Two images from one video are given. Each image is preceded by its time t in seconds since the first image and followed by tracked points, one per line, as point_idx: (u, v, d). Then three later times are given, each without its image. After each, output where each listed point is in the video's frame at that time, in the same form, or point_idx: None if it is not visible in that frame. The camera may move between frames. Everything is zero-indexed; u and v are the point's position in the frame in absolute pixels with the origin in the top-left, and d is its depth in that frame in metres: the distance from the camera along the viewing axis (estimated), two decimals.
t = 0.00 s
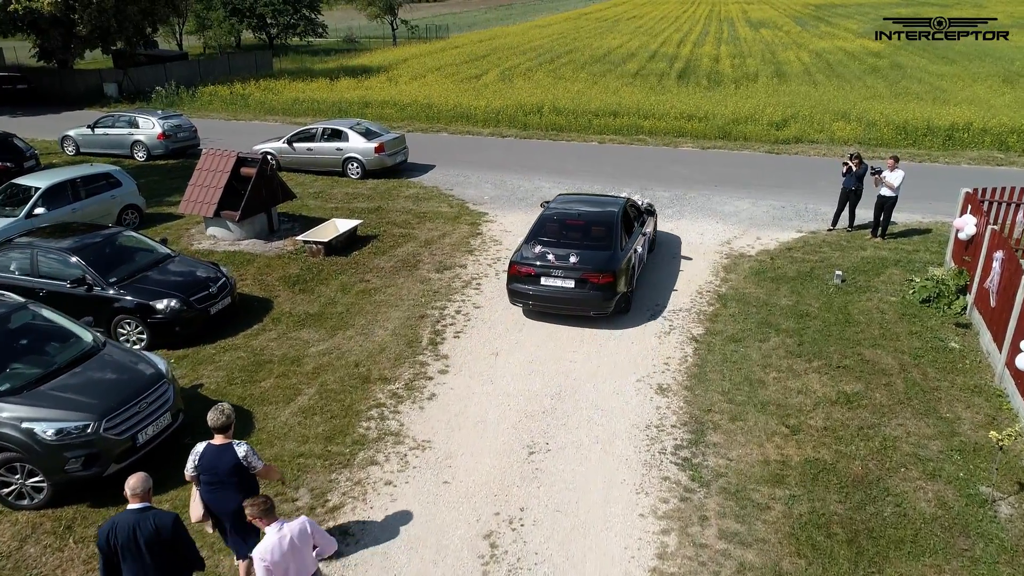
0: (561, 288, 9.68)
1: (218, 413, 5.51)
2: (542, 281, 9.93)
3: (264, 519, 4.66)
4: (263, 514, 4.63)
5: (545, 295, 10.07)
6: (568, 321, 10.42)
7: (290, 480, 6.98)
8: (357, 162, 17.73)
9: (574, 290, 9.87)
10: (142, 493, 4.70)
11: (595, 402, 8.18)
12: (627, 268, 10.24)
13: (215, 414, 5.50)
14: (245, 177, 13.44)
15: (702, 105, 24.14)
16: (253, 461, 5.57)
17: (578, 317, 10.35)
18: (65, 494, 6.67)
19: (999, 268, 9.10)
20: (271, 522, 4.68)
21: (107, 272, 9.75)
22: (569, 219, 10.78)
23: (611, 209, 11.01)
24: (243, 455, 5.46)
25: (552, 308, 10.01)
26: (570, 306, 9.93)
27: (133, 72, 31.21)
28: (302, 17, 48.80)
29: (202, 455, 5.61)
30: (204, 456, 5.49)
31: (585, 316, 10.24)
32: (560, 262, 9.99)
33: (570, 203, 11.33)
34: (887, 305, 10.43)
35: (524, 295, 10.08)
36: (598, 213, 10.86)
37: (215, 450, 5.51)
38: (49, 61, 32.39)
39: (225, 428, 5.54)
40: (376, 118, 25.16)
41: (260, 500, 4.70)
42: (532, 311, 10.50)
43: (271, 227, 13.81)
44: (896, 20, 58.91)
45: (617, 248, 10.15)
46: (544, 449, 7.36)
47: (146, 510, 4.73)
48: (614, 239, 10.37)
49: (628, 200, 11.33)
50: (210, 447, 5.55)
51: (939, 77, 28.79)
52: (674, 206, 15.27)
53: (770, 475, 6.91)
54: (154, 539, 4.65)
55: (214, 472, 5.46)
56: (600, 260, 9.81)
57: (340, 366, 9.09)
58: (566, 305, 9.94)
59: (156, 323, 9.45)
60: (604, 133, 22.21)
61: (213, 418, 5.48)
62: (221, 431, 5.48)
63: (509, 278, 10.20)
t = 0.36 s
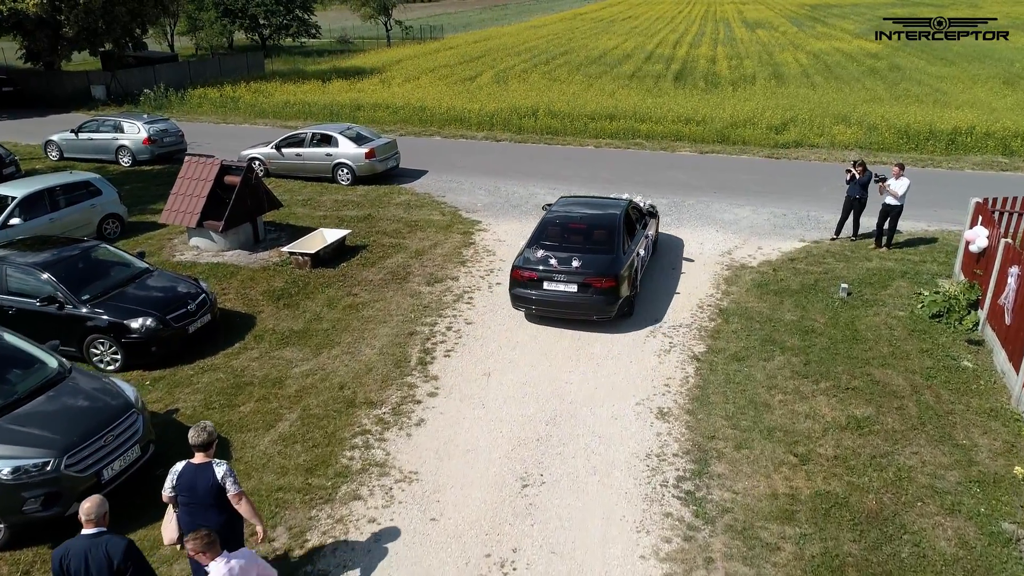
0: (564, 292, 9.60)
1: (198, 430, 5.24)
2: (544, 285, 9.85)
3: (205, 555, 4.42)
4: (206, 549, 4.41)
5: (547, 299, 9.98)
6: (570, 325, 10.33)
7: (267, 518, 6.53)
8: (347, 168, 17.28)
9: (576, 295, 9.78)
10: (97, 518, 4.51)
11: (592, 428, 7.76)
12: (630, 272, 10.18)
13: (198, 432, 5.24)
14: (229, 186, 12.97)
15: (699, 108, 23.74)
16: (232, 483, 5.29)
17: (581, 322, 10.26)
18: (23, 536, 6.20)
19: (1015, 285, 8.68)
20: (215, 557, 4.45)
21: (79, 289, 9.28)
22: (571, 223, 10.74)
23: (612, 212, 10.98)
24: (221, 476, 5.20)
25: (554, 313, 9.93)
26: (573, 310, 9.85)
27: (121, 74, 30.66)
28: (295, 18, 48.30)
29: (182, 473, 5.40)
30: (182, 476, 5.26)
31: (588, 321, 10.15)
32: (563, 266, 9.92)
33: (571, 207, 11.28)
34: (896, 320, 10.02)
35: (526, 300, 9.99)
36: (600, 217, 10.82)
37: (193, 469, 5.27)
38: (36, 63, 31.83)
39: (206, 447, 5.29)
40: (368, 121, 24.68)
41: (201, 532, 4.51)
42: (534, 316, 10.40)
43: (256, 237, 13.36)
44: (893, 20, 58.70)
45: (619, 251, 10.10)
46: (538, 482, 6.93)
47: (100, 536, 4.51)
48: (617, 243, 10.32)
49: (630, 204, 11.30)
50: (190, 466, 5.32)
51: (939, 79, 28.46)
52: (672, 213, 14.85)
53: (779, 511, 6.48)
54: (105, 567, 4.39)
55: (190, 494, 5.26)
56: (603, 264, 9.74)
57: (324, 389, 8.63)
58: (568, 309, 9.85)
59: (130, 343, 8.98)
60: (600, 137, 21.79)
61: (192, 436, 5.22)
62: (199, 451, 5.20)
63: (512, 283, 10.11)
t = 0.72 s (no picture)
0: (573, 298, 9.50)
1: (183, 455, 5.08)
2: (553, 291, 9.75)
3: None
4: None
5: (556, 305, 9.88)
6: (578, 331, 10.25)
7: (243, 565, 6.03)
8: (342, 175, 16.81)
9: (585, 301, 9.68)
10: (71, 552, 4.21)
11: (594, 461, 7.27)
12: (638, 277, 10.09)
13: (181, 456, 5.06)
14: (217, 196, 12.47)
15: (702, 112, 23.29)
16: (224, 501, 5.26)
17: (589, 327, 10.17)
18: None
19: None
20: None
21: (53, 309, 8.80)
22: (579, 228, 10.67)
23: (620, 218, 10.90)
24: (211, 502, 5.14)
25: (563, 319, 9.84)
26: (582, 316, 9.75)
27: (115, 76, 30.19)
28: (293, 19, 47.85)
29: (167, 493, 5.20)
30: (168, 501, 5.12)
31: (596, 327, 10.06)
32: (571, 271, 9.83)
33: (577, 212, 11.19)
34: (913, 339, 9.53)
35: (534, 306, 9.88)
36: (607, 222, 10.74)
37: (179, 494, 5.14)
38: (29, 66, 31.39)
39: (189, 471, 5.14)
40: (364, 125, 24.19)
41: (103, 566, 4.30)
42: (542, 322, 10.30)
43: (245, 248, 12.89)
44: (896, 20, 58.23)
45: (628, 257, 10.01)
46: (536, 523, 6.43)
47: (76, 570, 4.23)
48: (625, 248, 10.24)
49: (637, 209, 11.22)
50: (176, 491, 5.14)
51: (946, 82, 27.98)
52: (676, 223, 14.38)
53: (796, 558, 5.98)
54: None
55: (175, 519, 5.12)
56: (612, 269, 9.65)
57: (310, 416, 8.15)
58: (576, 315, 9.74)
59: (105, 367, 8.50)
60: (601, 141, 21.33)
61: (176, 459, 5.08)
62: (185, 475, 5.07)
63: (519, 288, 10.01)
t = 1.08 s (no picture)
0: (573, 303, 9.37)
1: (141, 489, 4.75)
2: (553, 296, 9.61)
3: None
4: None
5: (555, 310, 9.75)
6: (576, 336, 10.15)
7: None
8: (325, 182, 16.27)
9: (585, 306, 9.56)
10: None
11: (589, 496, 6.80)
12: (638, 281, 9.97)
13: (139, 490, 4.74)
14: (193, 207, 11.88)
15: (695, 115, 22.89)
16: (190, 532, 4.91)
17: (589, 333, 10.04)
18: None
19: None
20: None
21: (11, 333, 8.24)
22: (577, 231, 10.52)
23: (618, 220, 10.76)
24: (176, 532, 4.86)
25: (562, 324, 9.70)
26: (582, 322, 9.62)
27: (95, 78, 29.51)
28: (280, 19, 47.22)
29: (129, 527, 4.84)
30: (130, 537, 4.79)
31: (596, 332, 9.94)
32: (571, 276, 9.70)
33: (575, 215, 11.05)
34: (922, 357, 9.10)
35: (533, 311, 9.75)
36: (606, 224, 10.61)
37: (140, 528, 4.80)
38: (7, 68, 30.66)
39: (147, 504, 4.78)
40: (350, 129, 23.62)
41: None
42: (541, 327, 10.17)
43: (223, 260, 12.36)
44: (887, 20, 58.16)
45: (627, 260, 9.89)
46: (529, 568, 5.95)
47: None
48: (624, 251, 10.11)
49: (634, 210, 11.08)
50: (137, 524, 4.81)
51: (940, 83, 27.71)
52: (670, 231, 13.94)
53: None
54: None
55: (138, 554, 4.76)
56: (612, 273, 9.53)
57: (286, 447, 7.63)
58: (576, 320, 9.62)
59: (67, 395, 7.96)
60: (593, 145, 20.87)
61: (134, 493, 4.72)
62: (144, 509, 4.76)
63: (518, 294, 9.87)
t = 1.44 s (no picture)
0: (568, 308, 9.01)
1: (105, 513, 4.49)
2: (547, 301, 9.24)
3: None
4: None
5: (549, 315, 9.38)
6: (570, 343, 9.80)
7: None
8: (303, 189, 15.68)
9: (580, 311, 9.20)
10: None
11: (582, 537, 6.30)
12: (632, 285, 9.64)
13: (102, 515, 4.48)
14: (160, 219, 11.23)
15: (682, 117, 22.51)
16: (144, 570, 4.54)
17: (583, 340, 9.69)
18: None
19: None
20: None
21: None
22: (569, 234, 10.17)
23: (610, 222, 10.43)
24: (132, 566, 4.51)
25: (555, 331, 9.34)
26: (576, 329, 9.26)
27: (66, 81, 28.64)
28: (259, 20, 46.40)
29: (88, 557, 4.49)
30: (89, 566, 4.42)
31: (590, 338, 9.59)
32: (565, 281, 9.34)
33: (566, 218, 10.70)
34: (926, 375, 8.70)
35: (527, 317, 9.37)
36: (598, 227, 10.27)
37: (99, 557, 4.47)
38: None
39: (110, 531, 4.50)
40: (330, 132, 22.98)
41: None
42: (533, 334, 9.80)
43: (191, 275, 11.75)
44: (870, 20, 58.29)
45: (622, 264, 9.56)
46: None
47: None
48: (618, 254, 9.78)
49: (626, 213, 10.75)
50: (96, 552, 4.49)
51: (927, 84, 27.55)
52: (660, 239, 13.49)
53: None
54: None
55: None
56: (608, 277, 9.19)
57: (255, 484, 7.07)
58: (571, 326, 9.26)
59: (16, 431, 7.34)
60: (578, 148, 20.41)
61: (96, 514, 4.49)
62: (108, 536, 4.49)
63: (511, 299, 9.49)
